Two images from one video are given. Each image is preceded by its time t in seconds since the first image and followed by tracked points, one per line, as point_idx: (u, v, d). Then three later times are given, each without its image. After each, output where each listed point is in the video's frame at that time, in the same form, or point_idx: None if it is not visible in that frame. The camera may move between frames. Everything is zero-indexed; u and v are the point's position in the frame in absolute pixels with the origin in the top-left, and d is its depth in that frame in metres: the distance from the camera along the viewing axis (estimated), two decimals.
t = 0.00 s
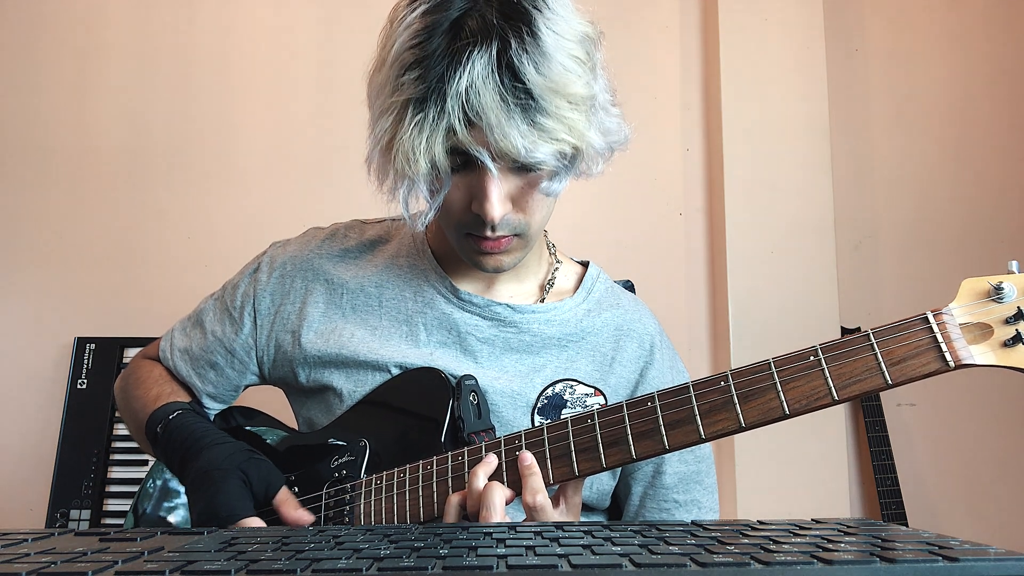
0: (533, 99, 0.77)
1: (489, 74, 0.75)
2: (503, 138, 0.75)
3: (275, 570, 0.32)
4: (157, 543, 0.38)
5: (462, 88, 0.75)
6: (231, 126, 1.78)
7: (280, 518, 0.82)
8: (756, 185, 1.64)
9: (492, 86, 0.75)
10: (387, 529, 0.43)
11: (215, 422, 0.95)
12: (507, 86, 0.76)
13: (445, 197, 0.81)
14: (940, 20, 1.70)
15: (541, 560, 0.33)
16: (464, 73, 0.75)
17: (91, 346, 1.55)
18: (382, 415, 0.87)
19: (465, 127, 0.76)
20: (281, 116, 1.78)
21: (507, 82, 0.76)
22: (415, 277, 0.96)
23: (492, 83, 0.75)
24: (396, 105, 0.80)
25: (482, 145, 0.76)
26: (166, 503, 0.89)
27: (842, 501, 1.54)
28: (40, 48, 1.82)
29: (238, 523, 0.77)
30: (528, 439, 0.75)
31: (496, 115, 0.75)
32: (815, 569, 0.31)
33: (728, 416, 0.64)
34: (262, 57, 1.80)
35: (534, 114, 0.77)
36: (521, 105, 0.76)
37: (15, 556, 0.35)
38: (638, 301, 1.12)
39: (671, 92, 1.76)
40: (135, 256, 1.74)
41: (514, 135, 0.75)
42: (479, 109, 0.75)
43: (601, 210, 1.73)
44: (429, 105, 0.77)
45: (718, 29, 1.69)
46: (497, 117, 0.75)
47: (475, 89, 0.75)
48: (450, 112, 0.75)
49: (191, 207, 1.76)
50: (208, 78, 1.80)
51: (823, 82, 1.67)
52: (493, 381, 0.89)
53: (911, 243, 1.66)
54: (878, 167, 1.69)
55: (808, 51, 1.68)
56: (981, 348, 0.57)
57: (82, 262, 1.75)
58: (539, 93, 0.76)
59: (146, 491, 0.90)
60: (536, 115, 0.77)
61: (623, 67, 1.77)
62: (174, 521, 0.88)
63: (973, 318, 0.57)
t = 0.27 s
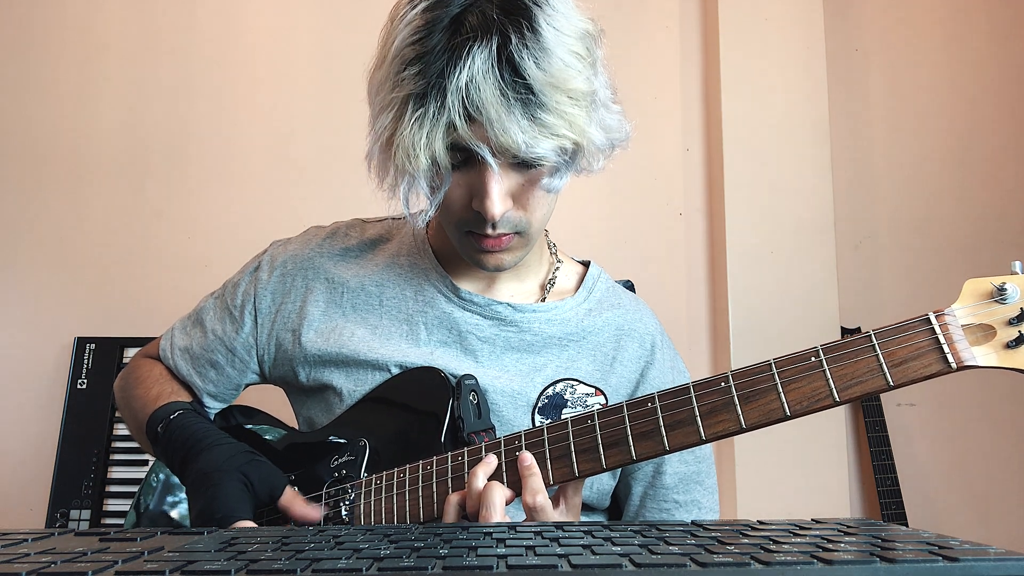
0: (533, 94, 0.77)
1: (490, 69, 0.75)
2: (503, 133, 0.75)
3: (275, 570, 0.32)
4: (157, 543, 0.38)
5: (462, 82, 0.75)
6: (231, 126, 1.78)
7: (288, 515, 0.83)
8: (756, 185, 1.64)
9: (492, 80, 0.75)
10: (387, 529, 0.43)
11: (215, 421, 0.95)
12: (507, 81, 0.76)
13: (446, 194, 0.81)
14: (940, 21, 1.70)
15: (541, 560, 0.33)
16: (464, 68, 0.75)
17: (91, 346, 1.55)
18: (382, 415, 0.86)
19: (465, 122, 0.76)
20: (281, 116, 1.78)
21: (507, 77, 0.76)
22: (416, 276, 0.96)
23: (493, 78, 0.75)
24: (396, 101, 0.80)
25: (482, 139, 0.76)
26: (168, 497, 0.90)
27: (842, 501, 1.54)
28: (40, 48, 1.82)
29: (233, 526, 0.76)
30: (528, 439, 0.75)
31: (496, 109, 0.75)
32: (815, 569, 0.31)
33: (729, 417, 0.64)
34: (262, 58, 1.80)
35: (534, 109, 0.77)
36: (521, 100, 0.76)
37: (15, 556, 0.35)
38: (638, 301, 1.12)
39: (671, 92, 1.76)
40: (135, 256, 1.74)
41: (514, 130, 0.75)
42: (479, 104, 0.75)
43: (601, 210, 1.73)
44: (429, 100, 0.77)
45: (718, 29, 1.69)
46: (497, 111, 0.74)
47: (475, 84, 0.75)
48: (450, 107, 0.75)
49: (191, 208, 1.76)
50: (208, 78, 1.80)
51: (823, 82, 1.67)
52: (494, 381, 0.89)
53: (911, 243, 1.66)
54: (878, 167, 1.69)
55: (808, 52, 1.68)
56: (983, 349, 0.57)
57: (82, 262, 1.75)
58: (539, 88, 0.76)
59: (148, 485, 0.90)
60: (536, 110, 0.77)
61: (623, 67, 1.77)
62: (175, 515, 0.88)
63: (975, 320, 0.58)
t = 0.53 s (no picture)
0: (535, 103, 0.77)
1: (491, 79, 0.75)
2: (505, 143, 0.75)
3: (275, 570, 0.32)
4: (157, 543, 0.38)
5: (464, 93, 0.75)
6: (231, 126, 1.78)
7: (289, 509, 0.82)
8: (756, 185, 1.64)
9: (494, 91, 0.75)
10: (387, 529, 0.43)
11: (215, 421, 0.95)
12: (509, 90, 0.76)
13: (447, 201, 0.81)
14: (940, 20, 1.70)
15: (541, 560, 0.33)
16: (466, 78, 0.75)
17: (91, 346, 1.55)
18: (382, 415, 0.86)
19: (466, 132, 0.76)
20: (281, 116, 1.78)
21: (508, 87, 0.76)
22: (416, 276, 0.96)
23: (494, 88, 0.75)
24: (397, 109, 0.80)
25: (484, 149, 0.76)
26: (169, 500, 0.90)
27: (842, 501, 1.54)
28: (40, 49, 1.82)
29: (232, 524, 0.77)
30: (528, 439, 0.75)
31: (498, 120, 0.75)
32: (815, 569, 0.31)
33: (729, 417, 0.64)
34: (262, 58, 1.80)
35: (536, 118, 0.77)
36: (523, 110, 0.76)
37: (15, 556, 0.35)
38: (638, 301, 1.12)
39: (672, 92, 1.76)
40: (135, 256, 1.74)
41: (515, 140, 0.75)
42: (481, 114, 0.75)
43: (601, 210, 1.73)
44: (431, 109, 0.77)
45: (718, 29, 1.69)
46: (499, 122, 0.75)
47: (477, 94, 0.75)
48: (452, 117, 0.75)
49: (191, 208, 1.76)
50: (208, 78, 1.80)
51: (823, 82, 1.67)
52: (494, 381, 0.89)
53: (911, 243, 1.66)
54: (878, 167, 1.69)
55: (808, 52, 1.68)
56: (983, 349, 0.57)
57: (83, 262, 1.75)
58: (541, 98, 0.76)
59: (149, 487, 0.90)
60: (537, 119, 0.77)
61: (623, 67, 1.77)
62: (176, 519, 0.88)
63: (975, 319, 0.57)
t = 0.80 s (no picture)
0: (535, 104, 0.77)
1: (492, 79, 0.75)
2: (505, 143, 0.75)
3: (275, 570, 0.32)
4: (157, 543, 0.38)
5: (465, 93, 0.75)
6: (231, 126, 1.78)
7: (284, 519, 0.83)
8: (756, 185, 1.64)
9: (495, 91, 0.75)
10: (387, 529, 0.43)
11: (215, 422, 0.95)
12: (509, 91, 0.76)
13: (447, 201, 0.81)
14: (941, 20, 1.70)
15: (541, 560, 0.33)
16: (466, 78, 0.75)
17: (91, 346, 1.55)
18: (383, 416, 0.86)
19: (467, 132, 0.76)
20: (282, 116, 1.78)
21: (509, 88, 0.76)
22: (416, 277, 0.96)
23: (495, 88, 0.75)
24: (397, 109, 0.80)
25: (484, 150, 0.76)
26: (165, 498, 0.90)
27: (842, 501, 1.54)
28: (40, 49, 1.82)
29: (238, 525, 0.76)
30: (529, 440, 0.75)
31: (498, 121, 0.75)
32: (815, 570, 0.31)
33: (729, 418, 0.64)
34: (262, 57, 1.80)
35: (536, 119, 0.77)
36: (523, 111, 0.76)
37: (15, 556, 0.35)
38: (638, 301, 1.12)
39: (672, 92, 1.76)
40: (135, 256, 1.74)
41: (516, 141, 0.75)
42: (481, 115, 0.75)
43: (601, 210, 1.73)
44: (431, 110, 0.77)
45: (718, 29, 1.69)
46: (499, 123, 0.75)
47: (477, 94, 0.75)
48: (452, 117, 0.75)
49: (191, 207, 1.76)
50: (207, 77, 1.80)
51: (823, 82, 1.67)
52: (494, 381, 0.89)
53: (911, 243, 1.66)
54: (878, 167, 1.69)
55: (808, 52, 1.68)
56: (983, 350, 0.57)
57: (83, 262, 1.75)
58: (541, 98, 0.76)
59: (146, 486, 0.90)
60: (538, 120, 0.77)
61: (623, 66, 1.77)
62: (172, 517, 0.89)
63: (976, 321, 0.57)
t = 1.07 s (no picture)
0: (537, 98, 0.77)
1: (493, 72, 0.75)
2: (506, 137, 0.75)
3: (275, 570, 0.32)
4: (157, 543, 0.38)
5: (466, 86, 0.75)
6: (231, 126, 1.78)
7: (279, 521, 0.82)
8: (756, 185, 1.64)
9: (496, 84, 0.75)
10: (387, 529, 0.43)
11: (215, 422, 0.95)
12: (510, 84, 0.76)
13: (448, 198, 0.81)
14: (941, 20, 1.70)
15: (541, 560, 0.33)
16: (467, 71, 0.75)
17: (91, 346, 1.55)
18: (383, 416, 0.86)
19: (468, 126, 0.76)
20: (282, 117, 1.78)
21: (510, 81, 0.76)
22: (416, 277, 0.96)
23: (496, 82, 0.75)
24: (398, 104, 0.80)
25: (485, 143, 0.76)
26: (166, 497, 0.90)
27: (842, 501, 1.55)
28: (41, 49, 1.82)
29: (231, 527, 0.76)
30: (529, 440, 0.75)
31: (499, 114, 0.75)
32: (815, 570, 0.31)
33: (730, 419, 0.64)
34: (263, 58, 1.80)
35: (537, 113, 0.77)
36: (524, 104, 0.76)
37: (14, 556, 0.35)
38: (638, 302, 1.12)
39: (672, 92, 1.76)
40: (135, 256, 1.74)
41: (517, 134, 0.75)
42: (483, 108, 0.75)
43: (601, 210, 1.73)
44: (432, 104, 0.77)
45: (718, 29, 1.69)
46: (500, 116, 0.75)
47: (478, 88, 0.75)
48: (453, 111, 0.75)
49: (191, 207, 1.76)
50: (208, 77, 1.80)
51: (823, 82, 1.67)
52: (494, 382, 0.89)
53: (911, 244, 1.66)
54: (878, 167, 1.69)
55: (808, 52, 1.68)
56: (984, 352, 0.57)
57: (83, 263, 1.75)
58: (543, 92, 0.76)
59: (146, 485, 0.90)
60: (539, 114, 0.77)
61: (623, 67, 1.77)
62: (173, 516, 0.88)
63: (977, 322, 0.57)
